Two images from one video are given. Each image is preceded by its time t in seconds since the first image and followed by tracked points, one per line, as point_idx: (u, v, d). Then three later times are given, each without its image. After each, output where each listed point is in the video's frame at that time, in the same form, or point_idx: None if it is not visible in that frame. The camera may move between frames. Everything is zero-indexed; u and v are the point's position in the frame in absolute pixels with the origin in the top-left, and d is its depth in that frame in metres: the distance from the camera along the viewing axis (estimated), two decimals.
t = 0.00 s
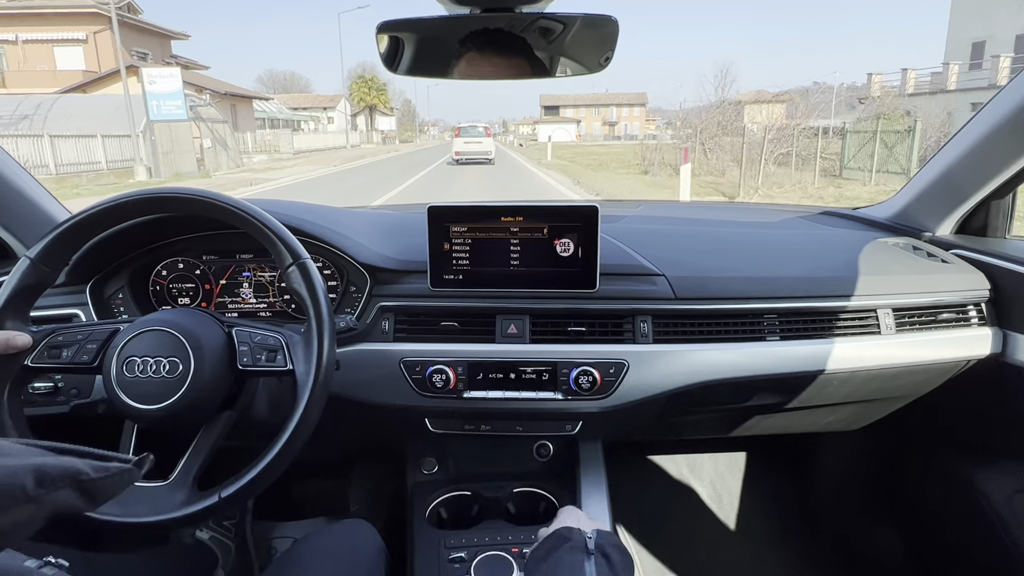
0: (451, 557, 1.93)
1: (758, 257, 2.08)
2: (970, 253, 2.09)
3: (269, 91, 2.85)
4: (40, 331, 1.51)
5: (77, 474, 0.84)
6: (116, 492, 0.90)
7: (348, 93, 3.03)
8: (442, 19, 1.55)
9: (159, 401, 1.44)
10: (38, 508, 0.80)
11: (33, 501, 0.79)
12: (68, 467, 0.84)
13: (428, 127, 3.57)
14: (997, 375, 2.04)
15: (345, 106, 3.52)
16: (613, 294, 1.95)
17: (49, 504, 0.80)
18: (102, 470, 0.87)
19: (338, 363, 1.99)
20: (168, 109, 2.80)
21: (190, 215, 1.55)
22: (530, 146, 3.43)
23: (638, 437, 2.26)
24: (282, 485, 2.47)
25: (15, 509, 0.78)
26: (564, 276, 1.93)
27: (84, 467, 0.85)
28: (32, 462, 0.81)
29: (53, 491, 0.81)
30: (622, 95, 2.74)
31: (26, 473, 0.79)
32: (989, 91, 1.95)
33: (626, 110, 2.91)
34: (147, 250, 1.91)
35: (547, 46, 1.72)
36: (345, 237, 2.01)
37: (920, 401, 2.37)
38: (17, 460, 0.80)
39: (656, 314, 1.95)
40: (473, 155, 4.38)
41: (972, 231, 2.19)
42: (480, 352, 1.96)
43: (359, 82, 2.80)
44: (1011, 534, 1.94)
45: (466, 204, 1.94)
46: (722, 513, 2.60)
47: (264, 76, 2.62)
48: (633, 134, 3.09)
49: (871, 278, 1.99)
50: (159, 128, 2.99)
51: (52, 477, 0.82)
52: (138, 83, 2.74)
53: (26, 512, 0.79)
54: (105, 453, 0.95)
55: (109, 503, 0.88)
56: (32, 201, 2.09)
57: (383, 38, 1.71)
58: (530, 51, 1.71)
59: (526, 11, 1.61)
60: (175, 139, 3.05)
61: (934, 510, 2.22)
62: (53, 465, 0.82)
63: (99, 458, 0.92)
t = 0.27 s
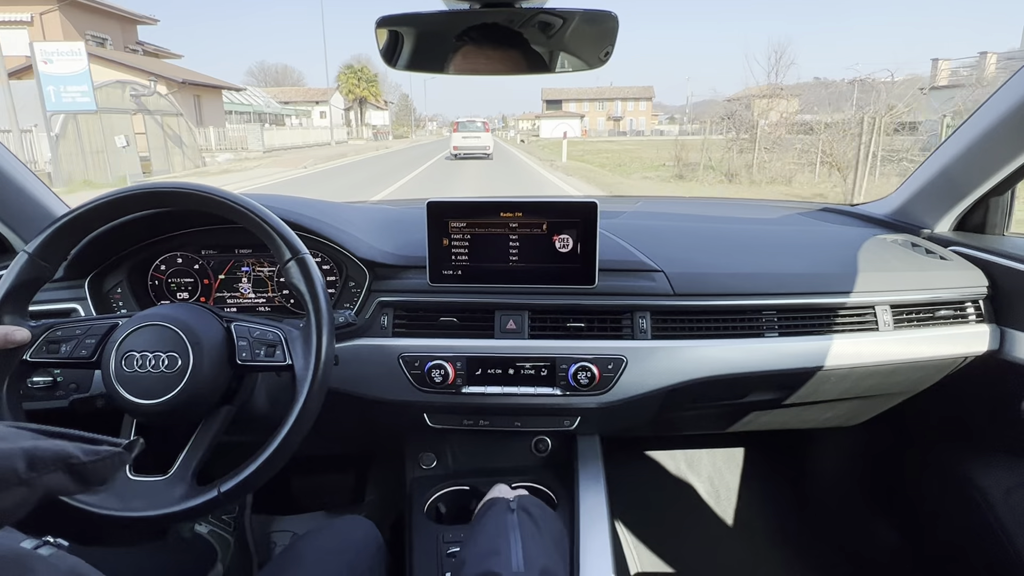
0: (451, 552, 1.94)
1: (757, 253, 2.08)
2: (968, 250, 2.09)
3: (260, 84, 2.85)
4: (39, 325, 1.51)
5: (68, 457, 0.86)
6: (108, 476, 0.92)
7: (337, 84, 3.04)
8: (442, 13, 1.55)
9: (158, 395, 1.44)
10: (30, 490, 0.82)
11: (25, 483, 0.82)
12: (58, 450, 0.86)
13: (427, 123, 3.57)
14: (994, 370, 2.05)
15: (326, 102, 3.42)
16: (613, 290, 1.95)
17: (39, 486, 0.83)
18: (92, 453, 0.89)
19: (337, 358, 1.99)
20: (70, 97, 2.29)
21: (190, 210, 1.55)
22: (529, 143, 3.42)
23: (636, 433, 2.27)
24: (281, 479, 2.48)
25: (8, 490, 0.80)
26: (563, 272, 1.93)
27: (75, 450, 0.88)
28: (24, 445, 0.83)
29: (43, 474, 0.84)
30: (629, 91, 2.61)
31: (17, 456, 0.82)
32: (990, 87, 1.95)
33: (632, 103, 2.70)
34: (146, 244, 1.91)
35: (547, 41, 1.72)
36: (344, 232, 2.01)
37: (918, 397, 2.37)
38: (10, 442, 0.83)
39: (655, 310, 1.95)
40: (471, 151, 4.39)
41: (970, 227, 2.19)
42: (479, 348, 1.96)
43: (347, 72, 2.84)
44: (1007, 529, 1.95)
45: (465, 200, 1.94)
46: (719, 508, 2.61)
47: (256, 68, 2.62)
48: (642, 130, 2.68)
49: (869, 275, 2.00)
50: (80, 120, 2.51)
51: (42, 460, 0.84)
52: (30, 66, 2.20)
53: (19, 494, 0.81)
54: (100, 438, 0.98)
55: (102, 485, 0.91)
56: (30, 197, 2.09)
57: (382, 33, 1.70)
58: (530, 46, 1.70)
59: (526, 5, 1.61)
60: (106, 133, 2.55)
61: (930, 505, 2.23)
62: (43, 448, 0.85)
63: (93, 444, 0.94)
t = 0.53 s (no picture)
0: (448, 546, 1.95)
1: (755, 249, 2.08)
2: (967, 247, 2.09)
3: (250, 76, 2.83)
4: (35, 318, 1.51)
5: (52, 441, 0.89)
6: (94, 458, 0.95)
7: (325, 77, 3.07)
8: (439, 6, 1.54)
9: (154, 389, 1.43)
10: (14, 474, 0.85)
11: (9, 467, 0.84)
12: (42, 434, 0.88)
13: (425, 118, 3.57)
14: (992, 368, 2.05)
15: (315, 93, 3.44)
16: (610, 285, 1.95)
17: (24, 469, 0.85)
18: (76, 437, 0.92)
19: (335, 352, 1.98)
20: None
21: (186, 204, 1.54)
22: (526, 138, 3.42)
23: (634, 428, 2.27)
24: (278, 474, 2.48)
25: None
26: (561, 268, 1.93)
27: (59, 434, 0.91)
28: (8, 429, 0.86)
29: (27, 457, 0.86)
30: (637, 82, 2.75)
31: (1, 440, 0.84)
32: (990, 82, 1.94)
33: (639, 98, 2.88)
34: (143, 237, 1.90)
35: (546, 36, 1.71)
36: (342, 226, 2.01)
37: (916, 394, 2.37)
38: None
39: (653, 306, 1.95)
40: (468, 146, 4.40)
41: (969, 224, 2.19)
42: (477, 343, 1.96)
43: (336, 64, 2.86)
44: (1003, 526, 1.96)
45: (463, 195, 1.93)
46: (717, 504, 2.61)
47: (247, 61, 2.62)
48: (646, 126, 3.01)
49: (867, 271, 2.00)
50: None
51: (27, 443, 0.86)
52: None
53: (3, 478, 0.83)
54: (84, 423, 1.01)
55: (88, 468, 0.94)
56: (28, 190, 2.08)
57: (380, 26, 1.70)
58: (529, 41, 1.70)
59: None
60: None
61: (927, 502, 2.23)
62: (27, 431, 0.87)
63: (76, 428, 0.97)
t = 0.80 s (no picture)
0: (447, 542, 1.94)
1: (754, 246, 2.08)
2: (965, 244, 2.09)
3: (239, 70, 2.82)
4: (33, 314, 1.50)
5: (49, 432, 0.89)
6: (91, 451, 0.93)
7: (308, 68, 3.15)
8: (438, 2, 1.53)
9: (152, 386, 1.43)
10: (11, 463, 0.85)
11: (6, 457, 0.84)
12: (38, 425, 0.88)
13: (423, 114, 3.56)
14: (991, 365, 2.05)
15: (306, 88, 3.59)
16: (609, 282, 1.95)
17: (20, 460, 0.86)
18: (73, 427, 0.91)
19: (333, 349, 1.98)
20: None
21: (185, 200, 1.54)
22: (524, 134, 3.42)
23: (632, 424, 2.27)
24: (276, 470, 2.48)
25: None
26: (560, 264, 1.93)
27: (56, 425, 0.90)
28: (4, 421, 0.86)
29: (24, 447, 0.86)
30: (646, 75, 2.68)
31: None
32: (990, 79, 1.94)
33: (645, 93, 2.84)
34: (141, 233, 1.90)
35: (544, 31, 1.70)
36: (340, 223, 2.00)
37: (914, 390, 2.37)
38: None
39: (651, 302, 1.95)
40: (466, 143, 4.41)
41: (968, 221, 2.19)
42: (476, 339, 1.96)
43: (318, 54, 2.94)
44: (1001, 523, 1.97)
45: (462, 191, 1.93)
46: (715, 500, 2.62)
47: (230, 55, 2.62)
48: (654, 123, 2.88)
49: (866, 268, 2.00)
50: None
51: (22, 435, 0.87)
52: None
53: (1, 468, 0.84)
54: (82, 415, 1.00)
55: (84, 460, 0.92)
56: (25, 187, 2.07)
57: (378, 22, 1.69)
58: (528, 36, 1.69)
59: None
60: None
61: (925, 499, 2.23)
62: (23, 423, 0.87)
63: (74, 419, 0.96)
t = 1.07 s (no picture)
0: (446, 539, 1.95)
1: (753, 243, 2.09)
2: (963, 242, 2.10)
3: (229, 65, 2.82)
4: (31, 313, 1.50)
5: (52, 431, 0.88)
6: (93, 448, 0.96)
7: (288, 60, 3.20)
8: None
9: (152, 383, 1.43)
10: (15, 464, 0.85)
11: (10, 457, 0.84)
12: (41, 424, 0.89)
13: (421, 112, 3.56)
14: (988, 362, 2.06)
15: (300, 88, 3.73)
16: (608, 279, 1.95)
17: (24, 459, 0.85)
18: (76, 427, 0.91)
19: (332, 347, 1.99)
20: None
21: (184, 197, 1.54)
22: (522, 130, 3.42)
23: (630, 422, 2.27)
24: (275, 468, 2.48)
25: None
26: (559, 262, 1.93)
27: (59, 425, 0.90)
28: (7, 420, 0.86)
29: (28, 447, 0.86)
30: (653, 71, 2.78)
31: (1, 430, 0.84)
32: (988, 76, 1.94)
33: (651, 90, 2.93)
34: (140, 231, 1.90)
35: (543, 29, 1.70)
36: (339, 220, 2.00)
37: (912, 388, 2.38)
38: None
39: (650, 300, 1.95)
40: (464, 139, 4.42)
41: (965, 219, 2.19)
42: (474, 337, 1.96)
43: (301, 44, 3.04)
44: (997, 519, 1.97)
45: (460, 188, 1.93)
46: (712, 497, 2.63)
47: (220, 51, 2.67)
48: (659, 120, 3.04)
49: (864, 265, 2.00)
50: None
51: (25, 433, 0.86)
52: None
53: (5, 468, 0.84)
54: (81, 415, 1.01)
55: (85, 458, 0.94)
56: (23, 184, 2.07)
57: (377, 18, 1.69)
58: (526, 34, 1.69)
59: None
60: None
61: (922, 495, 2.24)
62: (27, 421, 0.87)
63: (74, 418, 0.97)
